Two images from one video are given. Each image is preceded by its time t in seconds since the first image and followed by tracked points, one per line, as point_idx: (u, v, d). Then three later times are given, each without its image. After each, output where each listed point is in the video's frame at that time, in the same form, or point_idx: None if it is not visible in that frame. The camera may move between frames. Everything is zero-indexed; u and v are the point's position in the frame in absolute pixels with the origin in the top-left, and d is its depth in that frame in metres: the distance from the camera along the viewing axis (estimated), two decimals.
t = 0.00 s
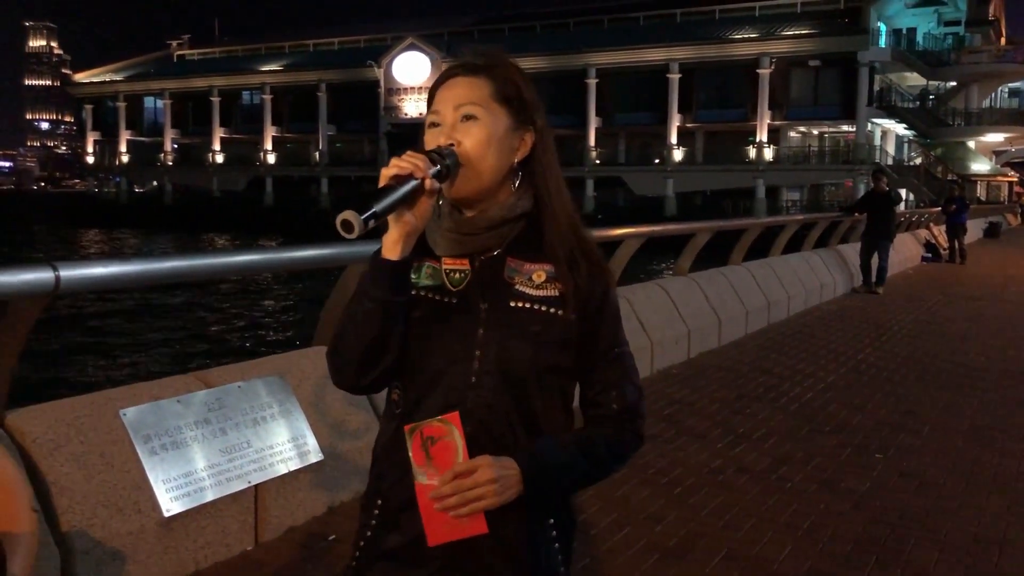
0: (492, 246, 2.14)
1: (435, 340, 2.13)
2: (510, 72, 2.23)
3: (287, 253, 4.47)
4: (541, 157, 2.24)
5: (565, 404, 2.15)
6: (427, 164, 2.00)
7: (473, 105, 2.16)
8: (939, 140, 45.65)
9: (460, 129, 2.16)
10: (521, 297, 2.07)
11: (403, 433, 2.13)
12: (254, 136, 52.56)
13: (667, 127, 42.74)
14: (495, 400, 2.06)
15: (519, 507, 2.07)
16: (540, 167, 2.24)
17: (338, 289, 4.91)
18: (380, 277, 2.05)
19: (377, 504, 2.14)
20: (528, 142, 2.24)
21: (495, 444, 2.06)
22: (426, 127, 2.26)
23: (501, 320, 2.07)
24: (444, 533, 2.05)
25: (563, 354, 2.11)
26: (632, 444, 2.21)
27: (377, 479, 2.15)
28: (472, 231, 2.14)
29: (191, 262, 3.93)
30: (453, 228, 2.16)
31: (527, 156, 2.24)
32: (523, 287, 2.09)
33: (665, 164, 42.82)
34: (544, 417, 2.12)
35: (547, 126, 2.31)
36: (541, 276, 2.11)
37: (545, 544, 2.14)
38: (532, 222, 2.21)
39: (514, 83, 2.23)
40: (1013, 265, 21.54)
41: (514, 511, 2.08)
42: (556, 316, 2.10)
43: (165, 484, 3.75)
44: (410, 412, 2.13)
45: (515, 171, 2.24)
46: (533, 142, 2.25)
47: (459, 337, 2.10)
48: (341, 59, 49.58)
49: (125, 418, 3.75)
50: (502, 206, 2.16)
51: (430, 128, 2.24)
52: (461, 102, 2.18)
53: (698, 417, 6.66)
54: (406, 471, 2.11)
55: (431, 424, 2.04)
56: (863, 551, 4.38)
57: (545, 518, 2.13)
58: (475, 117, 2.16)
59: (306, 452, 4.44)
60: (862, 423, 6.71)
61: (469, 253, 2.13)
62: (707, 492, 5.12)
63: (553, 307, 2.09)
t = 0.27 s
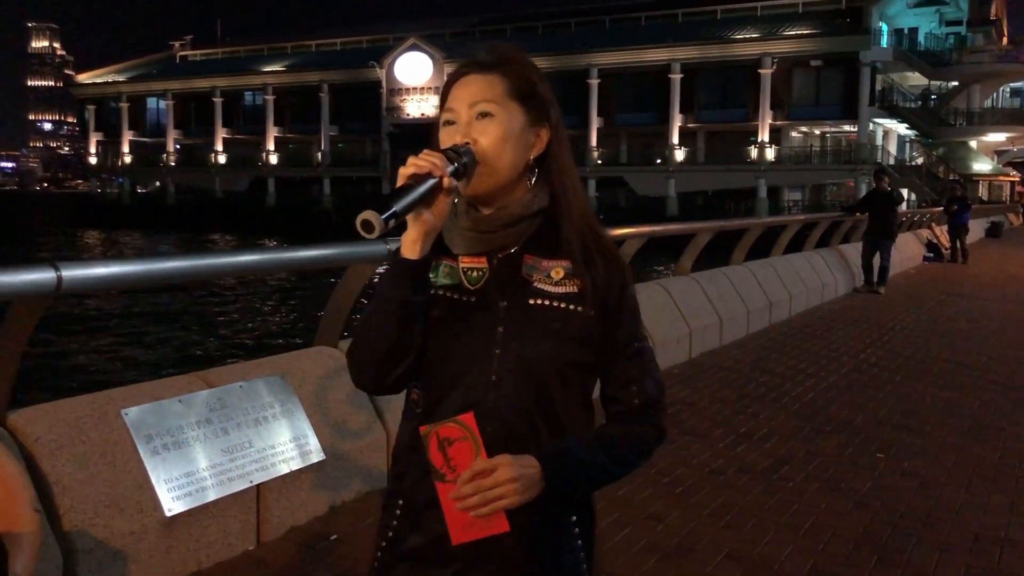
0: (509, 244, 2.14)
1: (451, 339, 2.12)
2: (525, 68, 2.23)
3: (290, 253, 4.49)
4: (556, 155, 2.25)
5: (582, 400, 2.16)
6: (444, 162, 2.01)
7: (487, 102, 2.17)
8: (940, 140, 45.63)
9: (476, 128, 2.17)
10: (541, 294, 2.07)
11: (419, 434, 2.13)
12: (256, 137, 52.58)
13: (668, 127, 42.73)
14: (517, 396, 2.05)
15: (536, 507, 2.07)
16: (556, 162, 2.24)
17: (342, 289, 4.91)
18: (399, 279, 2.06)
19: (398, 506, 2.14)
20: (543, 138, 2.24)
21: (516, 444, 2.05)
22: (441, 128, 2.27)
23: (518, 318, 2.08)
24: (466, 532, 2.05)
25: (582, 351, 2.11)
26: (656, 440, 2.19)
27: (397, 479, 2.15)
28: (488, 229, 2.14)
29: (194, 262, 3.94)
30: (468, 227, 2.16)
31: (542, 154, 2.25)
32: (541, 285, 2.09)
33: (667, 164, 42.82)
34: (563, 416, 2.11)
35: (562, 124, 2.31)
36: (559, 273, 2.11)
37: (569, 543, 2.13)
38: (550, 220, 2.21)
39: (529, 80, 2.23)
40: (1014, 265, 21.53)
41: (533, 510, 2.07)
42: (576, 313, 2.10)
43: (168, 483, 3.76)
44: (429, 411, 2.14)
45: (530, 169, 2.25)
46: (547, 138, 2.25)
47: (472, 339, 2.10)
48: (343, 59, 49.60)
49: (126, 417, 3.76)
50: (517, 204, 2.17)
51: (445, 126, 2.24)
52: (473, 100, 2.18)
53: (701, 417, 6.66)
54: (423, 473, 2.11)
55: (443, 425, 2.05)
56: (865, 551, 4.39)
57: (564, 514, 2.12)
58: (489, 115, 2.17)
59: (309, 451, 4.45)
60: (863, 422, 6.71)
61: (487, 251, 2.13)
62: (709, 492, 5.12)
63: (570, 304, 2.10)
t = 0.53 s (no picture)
0: (533, 241, 2.15)
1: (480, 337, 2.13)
2: (544, 66, 2.24)
3: (291, 252, 4.51)
4: (578, 152, 2.25)
5: (609, 395, 2.16)
6: (471, 159, 2.01)
7: (510, 100, 2.18)
8: (940, 140, 45.67)
9: (499, 127, 2.18)
10: (566, 291, 2.07)
11: (446, 435, 2.15)
12: (256, 136, 52.59)
13: (668, 127, 42.75)
14: (546, 392, 2.07)
15: (560, 504, 2.09)
16: (576, 160, 2.25)
17: (342, 288, 4.93)
18: (425, 280, 2.07)
19: (426, 506, 2.17)
20: (565, 134, 2.25)
21: (538, 439, 2.07)
22: (462, 128, 2.28)
23: (542, 314, 2.08)
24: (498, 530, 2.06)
25: (608, 346, 2.11)
26: (686, 435, 2.19)
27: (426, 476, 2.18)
28: (512, 227, 2.15)
29: (194, 262, 3.96)
30: (494, 227, 2.17)
31: (565, 150, 2.26)
32: (567, 281, 2.10)
33: (666, 164, 42.88)
34: (592, 413, 2.12)
35: (583, 120, 2.31)
36: (584, 270, 2.11)
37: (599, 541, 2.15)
38: (574, 216, 2.21)
39: (549, 78, 2.24)
40: (1014, 264, 21.56)
41: (554, 508, 2.09)
42: (602, 309, 2.10)
43: (170, 482, 3.78)
44: (457, 409, 2.15)
45: (552, 166, 2.26)
46: (570, 133, 2.25)
47: (498, 336, 2.11)
48: (342, 59, 49.59)
49: (126, 417, 3.77)
50: (540, 201, 2.17)
51: (466, 126, 2.25)
52: (494, 100, 2.20)
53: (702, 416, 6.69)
54: (453, 471, 2.13)
55: (470, 426, 2.06)
56: (862, 549, 4.40)
57: (594, 511, 2.13)
58: (512, 112, 2.18)
59: (309, 450, 4.46)
60: (862, 421, 6.73)
61: (511, 249, 2.14)
62: (709, 490, 5.14)
63: (594, 300, 2.10)
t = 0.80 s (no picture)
0: (561, 241, 2.12)
1: (513, 337, 2.08)
2: (570, 65, 2.20)
3: (289, 252, 4.50)
4: (605, 151, 2.22)
5: (636, 395, 2.13)
6: (507, 158, 1.98)
7: (542, 99, 2.14)
8: (937, 139, 45.74)
9: (530, 125, 2.13)
10: (596, 290, 2.04)
11: (475, 437, 2.11)
12: (254, 136, 52.54)
13: (666, 126, 42.74)
14: (578, 392, 2.03)
15: (593, 504, 2.06)
16: (602, 159, 2.22)
17: (339, 287, 4.92)
18: (460, 281, 2.02)
19: (455, 507, 2.14)
20: (592, 133, 2.22)
21: (567, 439, 2.03)
22: (489, 126, 2.24)
23: (573, 314, 2.05)
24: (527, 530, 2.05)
25: (636, 345, 2.08)
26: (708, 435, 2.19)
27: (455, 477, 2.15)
28: (543, 226, 2.11)
29: (192, 261, 3.95)
30: (526, 225, 2.11)
31: (592, 149, 2.23)
32: (596, 280, 2.07)
33: (665, 163, 42.96)
34: (622, 412, 2.09)
35: (607, 119, 2.28)
36: (612, 267, 2.08)
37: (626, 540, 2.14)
38: (601, 214, 2.19)
39: (576, 77, 2.21)
40: (1012, 263, 21.59)
41: (588, 508, 2.06)
42: (630, 307, 2.07)
43: (168, 484, 3.77)
44: (490, 409, 2.11)
45: (579, 165, 2.22)
46: (596, 133, 2.23)
47: (529, 335, 2.07)
48: (341, 59, 49.56)
49: (124, 417, 3.77)
50: (566, 200, 2.14)
51: (492, 126, 2.20)
52: (524, 99, 2.15)
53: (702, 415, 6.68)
54: (483, 474, 2.10)
55: (505, 428, 2.00)
56: (861, 547, 4.40)
57: (623, 508, 2.11)
58: (544, 111, 2.14)
59: (307, 450, 4.45)
60: (861, 420, 6.73)
61: (538, 248, 2.11)
62: (708, 489, 5.14)
63: (624, 299, 2.06)
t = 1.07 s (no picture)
0: (582, 239, 2.06)
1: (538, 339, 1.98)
2: (596, 63, 2.15)
3: (283, 252, 4.49)
4: (628, 154, 2.18)
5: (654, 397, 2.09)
6: (542, 158, 1.92)
7: (570, 98, 2.07)
8: (932, 137, 45.78)
9: (560, 122, 2.06)
10: (617, 289, 1.99)
11: (501, 439, 2.01)
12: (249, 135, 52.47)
13: (661, 125, 42.77)
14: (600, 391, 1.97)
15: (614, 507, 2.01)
16: (623, 160, 2.18)
17: (333, 286, 4.92)
18: (492, 277, 1.89)
19: (472, 505, 2.05)
20: (615, 135, 2.17)
21: (585, 437, 1.97)
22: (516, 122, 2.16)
23: (595, 311, 1.98)
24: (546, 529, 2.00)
25: (652, 348, 2.04)
26: (716, 438, 2.19)
27: (467, 480, 2.07)
28: (570, 224, 2.04)
29: (186, 262, 3.93)
30: (554, 226, 2.04)
31: (614, 152, 2.19)
32: (615, 280, 2.01)
33: (660, 162, 42.97)
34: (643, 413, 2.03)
35: (630, 119, 2.24)
36: (630, 268, 2.04)
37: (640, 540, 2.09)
38: (620, 215, 2.14)
39: (601, 74, 2.15)
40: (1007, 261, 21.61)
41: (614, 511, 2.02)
42: (648, 306, 2.03)
43: (163, 484, 3.77)
44: (513, 409, 2.01)
45: (602, 166, 2.18)
46: (619, 134, 2.19)
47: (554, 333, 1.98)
48: (336, 58, 49.47)
49: (118, 417, 3.76)
50: (588, 198, 2.09)
51: (518, 121, 2.13)
52: (551, 98, 2.08)
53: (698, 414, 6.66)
54: (506, 473, 2.01)
55: (535, 435, 1.93)
56: (858, 545, 4.41)
57: (638, 509, 2.07)
58: (574, 110, 2.07)
59: (301, 450, 4.45)
60: (857, 418, 6.73)
61: (560, 247, 2.03)
62: (705, 487, 5.14)
63: (642, 298, 2.03)
